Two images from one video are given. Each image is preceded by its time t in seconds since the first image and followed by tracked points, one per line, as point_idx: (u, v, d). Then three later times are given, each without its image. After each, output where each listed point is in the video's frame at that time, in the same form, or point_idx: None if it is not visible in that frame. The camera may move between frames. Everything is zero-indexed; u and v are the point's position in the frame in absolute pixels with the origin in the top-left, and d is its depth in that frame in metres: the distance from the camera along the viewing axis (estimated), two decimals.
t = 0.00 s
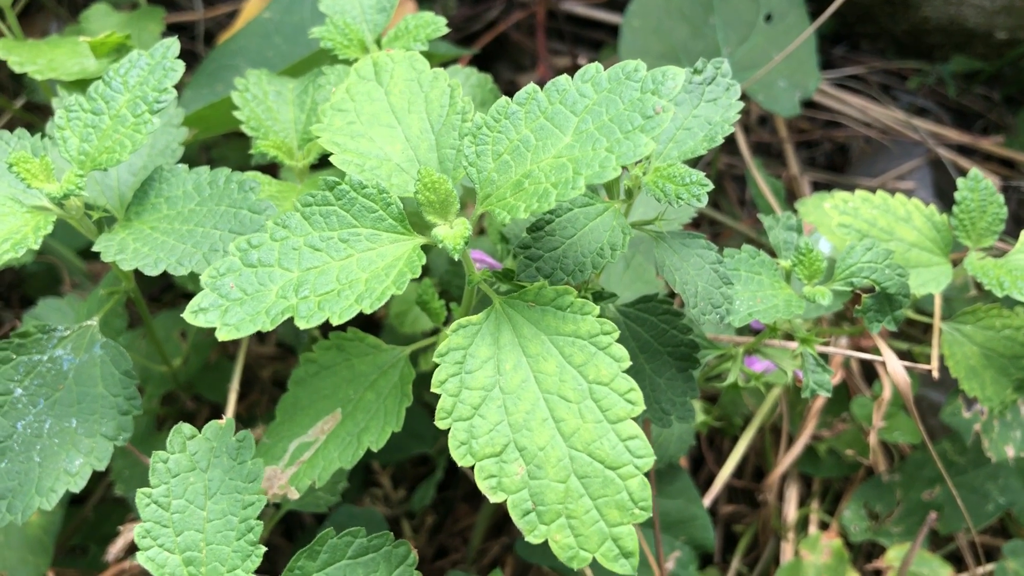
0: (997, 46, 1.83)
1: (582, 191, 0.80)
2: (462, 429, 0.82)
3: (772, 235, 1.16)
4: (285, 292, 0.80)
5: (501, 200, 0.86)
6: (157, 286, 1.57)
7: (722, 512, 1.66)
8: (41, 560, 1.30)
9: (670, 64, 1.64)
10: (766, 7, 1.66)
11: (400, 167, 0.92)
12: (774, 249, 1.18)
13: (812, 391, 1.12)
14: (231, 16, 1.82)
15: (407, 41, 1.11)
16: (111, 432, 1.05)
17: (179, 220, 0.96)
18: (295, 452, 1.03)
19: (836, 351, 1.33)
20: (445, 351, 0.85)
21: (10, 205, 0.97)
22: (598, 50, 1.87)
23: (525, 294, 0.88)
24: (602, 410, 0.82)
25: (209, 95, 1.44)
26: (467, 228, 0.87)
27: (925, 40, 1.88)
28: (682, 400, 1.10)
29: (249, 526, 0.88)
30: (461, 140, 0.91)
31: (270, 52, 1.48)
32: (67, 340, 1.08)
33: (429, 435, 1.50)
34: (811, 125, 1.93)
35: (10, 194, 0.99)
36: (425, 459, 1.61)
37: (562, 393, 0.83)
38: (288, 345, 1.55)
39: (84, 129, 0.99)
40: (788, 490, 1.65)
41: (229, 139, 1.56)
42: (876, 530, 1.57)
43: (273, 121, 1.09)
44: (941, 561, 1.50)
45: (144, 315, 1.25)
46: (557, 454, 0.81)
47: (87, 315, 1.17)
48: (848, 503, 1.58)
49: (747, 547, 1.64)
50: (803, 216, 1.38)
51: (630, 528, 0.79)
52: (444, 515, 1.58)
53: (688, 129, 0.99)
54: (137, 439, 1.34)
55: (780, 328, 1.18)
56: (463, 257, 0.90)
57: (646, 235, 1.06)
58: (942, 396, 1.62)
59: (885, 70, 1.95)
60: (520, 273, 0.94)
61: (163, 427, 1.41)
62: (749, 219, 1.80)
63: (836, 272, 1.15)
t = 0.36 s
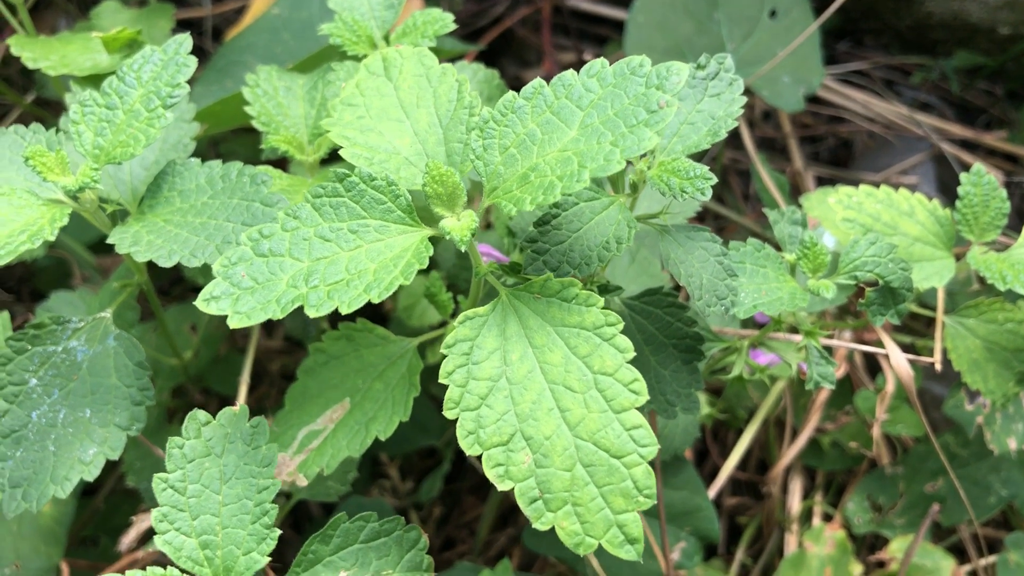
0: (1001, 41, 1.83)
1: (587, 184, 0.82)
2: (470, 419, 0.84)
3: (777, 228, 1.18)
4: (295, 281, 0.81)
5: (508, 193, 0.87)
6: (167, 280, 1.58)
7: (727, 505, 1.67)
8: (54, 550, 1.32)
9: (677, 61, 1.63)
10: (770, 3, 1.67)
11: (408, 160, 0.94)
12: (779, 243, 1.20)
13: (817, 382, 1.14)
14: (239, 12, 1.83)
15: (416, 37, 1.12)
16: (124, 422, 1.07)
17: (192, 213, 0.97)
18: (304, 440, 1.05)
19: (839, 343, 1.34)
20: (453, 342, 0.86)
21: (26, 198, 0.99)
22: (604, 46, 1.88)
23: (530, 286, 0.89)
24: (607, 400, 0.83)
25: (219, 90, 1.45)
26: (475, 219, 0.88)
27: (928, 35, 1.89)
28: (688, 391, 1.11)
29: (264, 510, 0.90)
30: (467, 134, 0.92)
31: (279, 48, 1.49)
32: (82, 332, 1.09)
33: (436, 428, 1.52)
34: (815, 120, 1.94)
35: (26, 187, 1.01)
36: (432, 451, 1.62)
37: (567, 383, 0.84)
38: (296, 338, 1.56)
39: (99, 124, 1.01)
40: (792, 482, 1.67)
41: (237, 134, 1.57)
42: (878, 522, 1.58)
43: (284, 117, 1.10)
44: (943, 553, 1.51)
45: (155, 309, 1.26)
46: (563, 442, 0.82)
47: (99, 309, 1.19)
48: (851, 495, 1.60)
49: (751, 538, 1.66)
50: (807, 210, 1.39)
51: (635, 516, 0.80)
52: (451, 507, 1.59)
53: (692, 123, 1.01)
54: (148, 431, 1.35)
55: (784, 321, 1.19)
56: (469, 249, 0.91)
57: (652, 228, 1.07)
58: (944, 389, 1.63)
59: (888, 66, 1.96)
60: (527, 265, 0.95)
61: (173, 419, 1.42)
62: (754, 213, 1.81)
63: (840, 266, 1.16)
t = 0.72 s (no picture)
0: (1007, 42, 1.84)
1: (604, 189, 0.84)
2: (490, 420, 0.85)
3: (786, 229, 1.19)
4: (319, 287, 0.83)
5: (525, 198, 0.89)
6: (180, 277, 1.60)
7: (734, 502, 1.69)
8: (68, 546, 1.32)
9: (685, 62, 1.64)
10: (778, 4, 1.68)
11: (425, 165, 0.95)
12: (788, 243, 1.21)
13: (825, 380, 1.15)
14: (250, 12, 1.83)
15: (430, 38, 1.13)
16: (143, 418, 1.09)
17: (212, 212, 0.99)
18: (322, 441, 1.08)
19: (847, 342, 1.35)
20: (473, 344, 0.88)
21: (48, 196, 1.01)
22: (611, 47, 1.89)
23: (548, 289, 0.91)
24: (625, 400, 0.85)
25: (232, 89, 1.46)
26: (494, 225, 0.90)
27: (934, 36, 1.89)
28: (698, 389, 1.13)
29: (283, 507, 0.92)
30: (484, 140, 0.94)
31: (291, 48, 1.50)
32: (100, 330, 1.11)
33: (446, 426, 1.53)
34: (821, 120, 1.95)
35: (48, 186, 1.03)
36: (441, 448, 1.63)
37: (586, 384, 0.86)
38: (306, 336, 1.57)
39: (120, 124, 1.03)
40: (798, 481, 1.68)
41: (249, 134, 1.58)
42: (885, 520, 1.60)
43: (300, 117, 1.12)
44: (949, 551, 1.52)
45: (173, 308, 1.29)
46: (582, 443, 0.84)
47: (119, 307, 1.23)
48: (858, 493, 1.61)
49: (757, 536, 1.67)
50: (814, 209, 1.40)
51: (653, 514, 0.82)
52: (460, 504, 1.61)
53: (704, 125, 1.02)
54: (162, 428, 1.37)
55: (793, 319, 1.21)
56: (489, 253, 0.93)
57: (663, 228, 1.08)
58: (951, 387, 1.63)
59: (894, 66, 1.97)
60: (542, 265, 0.97)
61: (186, 416, 1.44)
62: (761, 213, 1.82)
63: (849, 265, 1.17)
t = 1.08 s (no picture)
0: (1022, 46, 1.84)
1: (636, 191, 0.84)
2: (518, 418, 0.86)
3: (807, 233, 1.19)
4: (351, 285, 0.84)
5: (555, 199, 0.89)
6: (198, 278, 1.60)
7: (750, 504, 1.69)
8: (88, 545, 1.31)
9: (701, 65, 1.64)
10: (795, 8, 1.68)
11: (454, 166, 0.96)
12: (809, 246, 1.22)
13: (846, 385, 1.16)
14: (267, 15, 1.83)
15: (456, 43, 1.14)
16: (169, 419, 1.09)
17: (240, 215, 1.00)
18: (348, 441, 1.08)
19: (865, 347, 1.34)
20: (501, 343, 0.88)
21: (77, 199, 1.02)
22: (627, 50, 1.90)
23: (576, 289, 0.92)
24: (653, 401, 0.85)
25: (253, 93, 1.47)
26: (524, 225, 0.91)
27: (949, 40, 1.90)
28: (720, 393, 1.14)
29: (312, 508, 0.93)
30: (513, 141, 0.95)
31: (311, 52, 1.50)
32: (126, 331, 1.11)
33: (462, 428, 1.52)
34: (835, 124, 1.96)
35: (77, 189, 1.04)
36: (457, 450, 1.63)
37: (614, 384, 0.86)
38: (323, 338, 1.58)
39: (148, 127, 1.03)
40: (813, 484, 1.67)
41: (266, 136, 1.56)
42: (900, 523, 1.60)
43: (324, 121, 1.12)
44: (964, 554, 1.53)
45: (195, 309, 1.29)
46: (610, 442, 0.85)
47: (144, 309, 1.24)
48: (873, 496, 1.61)
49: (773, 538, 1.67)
50: (833, 214, 1.40)
51: (680, 514, 0.82)
52: (475, 506, 1.61)
53: (730, 130, 1.02)
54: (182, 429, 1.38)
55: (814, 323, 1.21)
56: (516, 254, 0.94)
57: (687, 233, 1.09)
58: (968, 393, 1.63)
59: (908, 70, 1.97)
60: (568, 267, 0.98)
61: (205, 417, 1.45)
62: (776, 217, 1.78)
63: (870, 269, 1.18)
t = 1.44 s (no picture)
0: None
1: (660, 188, 0.84)
2: (537, 412, 0.86)
3: (826, 236, 1.20)
4: (375, 275, 0.84)
5: (579, 196, 0.90)
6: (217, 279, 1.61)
7: (763, 507, 1.69)
8: (107, 544, 1.32)
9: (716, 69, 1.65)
10: (811, 12, 1.68)
11: (479, 163, 0.97)
12: (829, 250, 1.22)
13: (864, 387, 1.16)
14: (284, 18, 1.84)
15: (478, 46, 1.15)
16: (192, 419, 1.10)
17: (265, 216, 1.01)
18: (367, 437, 1.09)
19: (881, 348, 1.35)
20: (522, 337, 0.89)
21: (104, 200, 1.03)
22: (642, 53, 1.90)
23: (597, 287, 0.92)
24: (672, 398, 0.85)
25: (273, 96, 1.48)
26: (546, 221, 0.92)
27: (963, 44, 1.90)
28: (739, 395, 1.13)
29: (337, 510, 0.93)
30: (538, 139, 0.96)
31: (330, 55, 1.52)
32: (150, 331, 1.12)
33: (478, 429, 1.52)
34: (849, 127, 1.95)
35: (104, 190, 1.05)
36: (472, 451, 1.63)
37: (633, 380, 0.87)
38: (340, 339, 1.58)
39: (173, 129, 1.04)
40: (826, 486, 1.67)
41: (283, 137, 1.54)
42: (914, 526, 1.60)
43: (348, 123, 1.14)
44: (979, 558, 1.53)
45: (216, 308, 1.30)
46: (629, 438, 0.85)
47: (167, 309, 1.26)
48: (887, 499, 1.61)
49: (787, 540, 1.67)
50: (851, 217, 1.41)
51: (698, 511, 0.82)
52: (490, 507, 1.61)
53: (751, 132, 1.03)
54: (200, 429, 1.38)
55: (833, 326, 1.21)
56: (537, 252, 0.94)
57: (709, 234, 1.10)
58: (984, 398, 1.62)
59: (922, 74, 1.98)
60: (591, 269, 0.98)
61: (223, 417, 1.45)
62: (790, 219, 1.78)
63: (890, 273, 1.18)
